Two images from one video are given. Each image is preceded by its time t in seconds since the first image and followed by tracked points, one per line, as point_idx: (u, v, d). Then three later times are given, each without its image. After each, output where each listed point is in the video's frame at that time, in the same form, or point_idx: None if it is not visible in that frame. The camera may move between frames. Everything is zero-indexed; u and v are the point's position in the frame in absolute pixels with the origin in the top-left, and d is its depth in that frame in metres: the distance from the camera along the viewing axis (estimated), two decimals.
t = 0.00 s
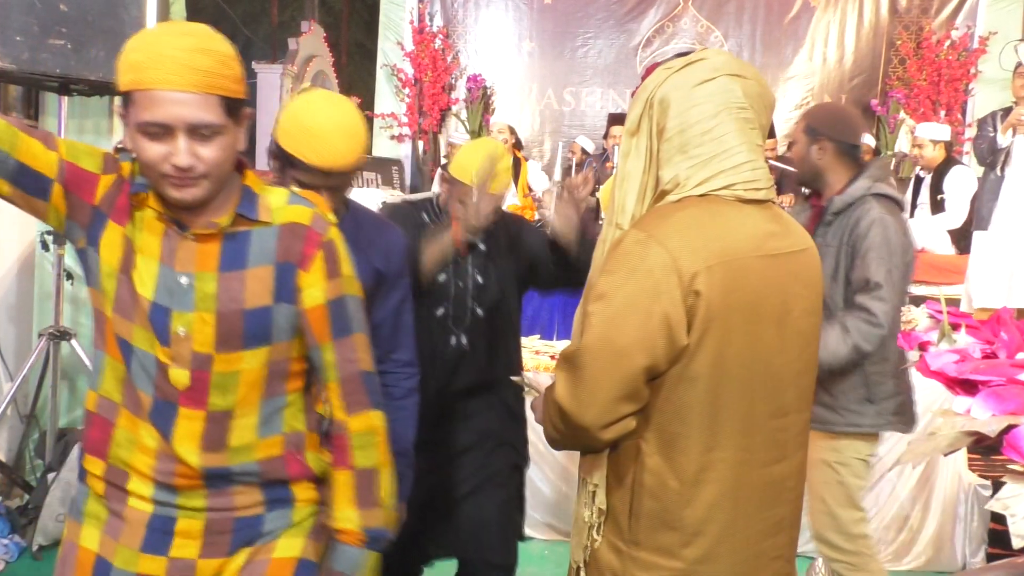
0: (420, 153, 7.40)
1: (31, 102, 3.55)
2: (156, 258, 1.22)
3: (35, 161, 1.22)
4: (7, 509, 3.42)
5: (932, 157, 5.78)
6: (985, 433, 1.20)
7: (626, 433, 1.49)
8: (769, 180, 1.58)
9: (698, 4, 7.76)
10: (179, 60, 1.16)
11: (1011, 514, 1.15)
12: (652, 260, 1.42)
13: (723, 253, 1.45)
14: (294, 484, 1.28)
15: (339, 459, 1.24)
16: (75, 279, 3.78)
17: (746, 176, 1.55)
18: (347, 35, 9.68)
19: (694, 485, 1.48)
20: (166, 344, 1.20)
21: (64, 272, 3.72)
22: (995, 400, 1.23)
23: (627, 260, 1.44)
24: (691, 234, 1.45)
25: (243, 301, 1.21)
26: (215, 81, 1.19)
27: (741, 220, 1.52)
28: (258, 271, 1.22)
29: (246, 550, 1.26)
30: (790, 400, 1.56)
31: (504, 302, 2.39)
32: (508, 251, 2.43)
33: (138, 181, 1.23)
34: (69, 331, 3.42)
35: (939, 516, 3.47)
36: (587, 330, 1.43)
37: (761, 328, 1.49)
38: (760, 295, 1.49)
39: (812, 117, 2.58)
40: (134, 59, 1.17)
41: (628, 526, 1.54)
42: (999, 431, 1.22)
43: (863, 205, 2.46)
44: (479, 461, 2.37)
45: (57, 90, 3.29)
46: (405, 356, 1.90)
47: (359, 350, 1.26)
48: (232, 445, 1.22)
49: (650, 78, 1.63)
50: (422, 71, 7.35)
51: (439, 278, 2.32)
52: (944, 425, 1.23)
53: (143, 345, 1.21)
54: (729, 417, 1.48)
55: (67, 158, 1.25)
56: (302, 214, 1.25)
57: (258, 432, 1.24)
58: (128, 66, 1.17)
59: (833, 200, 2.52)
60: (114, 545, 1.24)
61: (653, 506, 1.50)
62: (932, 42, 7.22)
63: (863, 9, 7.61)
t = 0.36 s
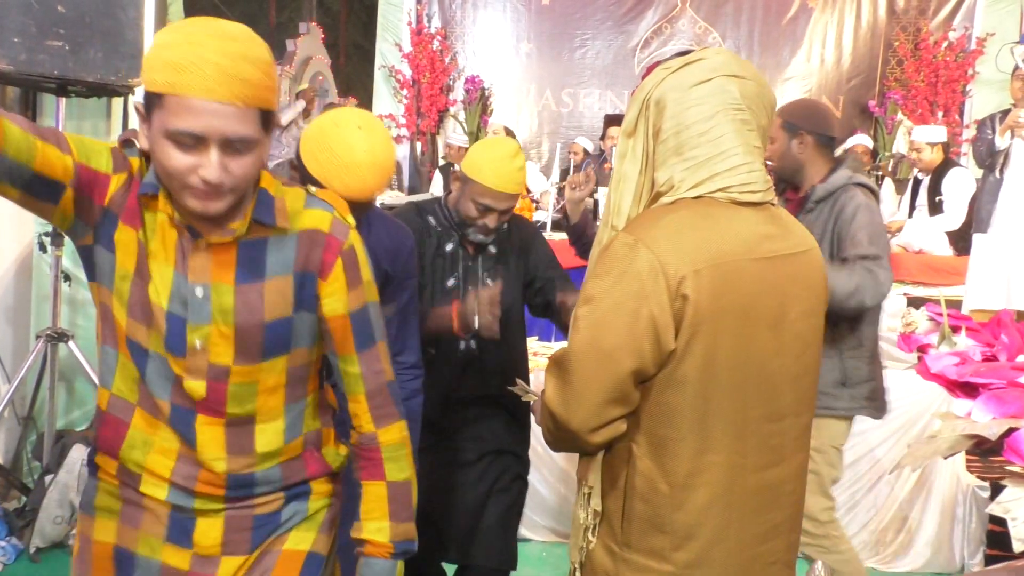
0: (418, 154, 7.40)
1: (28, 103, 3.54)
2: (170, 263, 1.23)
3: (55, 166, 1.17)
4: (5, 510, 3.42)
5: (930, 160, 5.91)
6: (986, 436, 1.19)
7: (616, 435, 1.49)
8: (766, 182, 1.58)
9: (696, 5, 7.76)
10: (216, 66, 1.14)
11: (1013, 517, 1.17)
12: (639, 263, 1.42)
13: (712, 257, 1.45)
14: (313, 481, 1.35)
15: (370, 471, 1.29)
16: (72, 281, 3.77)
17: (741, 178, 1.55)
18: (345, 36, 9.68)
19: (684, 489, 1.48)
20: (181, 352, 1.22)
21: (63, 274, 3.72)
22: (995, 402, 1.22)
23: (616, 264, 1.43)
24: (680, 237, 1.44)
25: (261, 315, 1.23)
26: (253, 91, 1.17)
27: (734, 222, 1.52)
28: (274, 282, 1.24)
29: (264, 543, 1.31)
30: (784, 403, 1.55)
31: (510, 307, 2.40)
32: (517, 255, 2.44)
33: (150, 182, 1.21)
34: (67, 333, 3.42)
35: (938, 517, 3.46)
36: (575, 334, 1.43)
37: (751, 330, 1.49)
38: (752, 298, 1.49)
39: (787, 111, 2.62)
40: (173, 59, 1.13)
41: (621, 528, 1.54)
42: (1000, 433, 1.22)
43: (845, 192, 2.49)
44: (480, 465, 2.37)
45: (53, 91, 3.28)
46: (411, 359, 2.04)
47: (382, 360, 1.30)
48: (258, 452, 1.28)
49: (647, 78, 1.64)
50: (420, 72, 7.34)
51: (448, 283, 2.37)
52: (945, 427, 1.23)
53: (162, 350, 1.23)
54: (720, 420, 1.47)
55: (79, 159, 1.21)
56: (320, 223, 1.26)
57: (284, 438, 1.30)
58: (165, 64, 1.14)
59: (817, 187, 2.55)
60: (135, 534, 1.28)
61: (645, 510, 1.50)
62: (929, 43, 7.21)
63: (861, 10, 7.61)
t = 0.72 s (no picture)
0: (414, 156, 7.41)
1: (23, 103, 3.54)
2: (187, 338, 1.14)
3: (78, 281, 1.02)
4: None
5: (926, 163, 5.94)
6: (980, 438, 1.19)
7: (607, 438, 1.52)
8: (761, 185, 1.57)
9: (692, 8, 7.77)
10: (264, 156, 1.00)
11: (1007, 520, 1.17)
12: (628, 266, 1.43)
13: (703, 260, 1.44)
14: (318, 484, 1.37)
15: (368, 494, 1.32)
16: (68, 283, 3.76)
17: (737, 179, 1.54)
18: (342, 38, 9.69)
19: (675, 493, 1.47)
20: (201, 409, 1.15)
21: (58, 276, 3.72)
22: (991, 405, 1.22)
23: (606, 267, 1.45)
24: (671, 240, 1.44)
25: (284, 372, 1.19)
26: (296, 185, 1.04)
27: (728, 226, 1.51)
28: (297, 348, 1.19)
29: (280, 554, 1.30)
30: (779, 407, 1.54)
31: (509, 312, 2.40)
32: (520, 259, 2.43)
33: (172, 257, 1.09)
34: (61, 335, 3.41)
35: (933, 519, 3.45)
36: (565, 336, 1.46)
37: (745, 334, 1.48)
38: (745, 302, 1.48)
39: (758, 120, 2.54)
40: (219, 147, 1.00)
41: (614, 531, 1.56)
42: (996, 436, 1.21)
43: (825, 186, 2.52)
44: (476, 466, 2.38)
45: (49, 92, 3.27)
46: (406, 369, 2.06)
47: (397, 404, 1.33)
48: (271, 482, 1.27)
49: (646, 79, 1.65)
50: (416, 75, 7.35)
51: (452, 285, 2.32)
52: (941, 430, 1.22)
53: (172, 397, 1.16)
54: (712, 425, 1.47)
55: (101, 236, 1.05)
56: (347, 286, 1.23)
57: (294, 465, 1.30)
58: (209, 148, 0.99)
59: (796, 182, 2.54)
60: (146, 547, 1.24)
61: (636, 512, 1.50)
62: (925, 46, 7.22)
63: (858, 12, 7.62)
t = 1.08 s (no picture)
0: (410, 156, 7.42)
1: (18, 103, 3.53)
2: (219, 435, 1.10)
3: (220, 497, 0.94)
4: None
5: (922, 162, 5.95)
6: (974, 437, 1.20)
7: (600, 438, 1.53)
8: (757, 184, 1.56)
9: (688, 7, 7.78)
10: (327, 306, 0.88)
11: (1001, 520, 1.18)
12: (620, 266, 1.44)
13: (696, 260, 1.44)
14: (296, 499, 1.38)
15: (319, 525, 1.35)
16: (64, 282, 3.75)
17: (732, 178, 1.53)
18: (338, 37, 9.70)
19: (667, 492, 1.48)
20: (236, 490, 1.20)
21: (54, 275, 3.70)
22: (984, 404, 1.23)
23: (599, 267, 1.46)
24: (663, 239, 1.45)
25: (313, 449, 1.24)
26: (355, 327, 0.91)
27: (722, 226, 1.51)
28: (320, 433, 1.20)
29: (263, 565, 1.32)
30: (774, 409, 1.53)
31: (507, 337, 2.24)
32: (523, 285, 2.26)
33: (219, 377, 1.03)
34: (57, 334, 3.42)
35: (929, 517, 3.44)
36: (557, 335, 1.47)
37: (738, 334, 1.47)
38: (738, 302, 1.47)
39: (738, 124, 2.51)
40: (279, 299, 0.88)
41: (609, 531, 1.56)
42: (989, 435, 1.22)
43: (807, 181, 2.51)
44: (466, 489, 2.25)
45: (44, 92, 3.26)
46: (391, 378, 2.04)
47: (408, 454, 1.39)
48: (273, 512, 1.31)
49: (643, 78, 1.65)
50: (413, 74, 7.35)
51: (453, 309, 2.15)
52: (935, 429, 1.23)
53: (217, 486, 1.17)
54: (705, 426, 1.47)
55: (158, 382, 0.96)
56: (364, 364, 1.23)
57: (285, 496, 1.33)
58: (262, 303, 0.88)
59: (780, 187, 2.53)
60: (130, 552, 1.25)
61: (630, 512, 1.51)
62: (922, 46, 7.21)
63: (854, 11, 7.62)
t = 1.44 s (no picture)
0: (408, 155, 7.43)
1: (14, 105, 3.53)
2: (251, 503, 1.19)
3: None
4: None
5: (920, 161, 5.96)
6: (969, 436, 1.20)
7: (596, 437, 1.53)
8: (753, 183, 1.57)
9: (685, 6, 7.78)
10: (368, 407, 0.97)
11: (995, 518, 1.18)
12: (615, 265, 1.44)
13: (691, 260, 1.45)
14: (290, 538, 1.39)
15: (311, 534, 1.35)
16: (61, 283, 3.76)
17: (727, 177, 1.54)
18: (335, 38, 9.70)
19: (663, 492, 1.48)
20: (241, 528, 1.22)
21: (52, 276, 3.70)
22: (978, 403, 1.24)
23: (594, 266, 1.47)
24: (658, 239, 1.45)
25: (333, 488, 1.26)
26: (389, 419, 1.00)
27: (718, 225, 1.51)
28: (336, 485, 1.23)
29: None
30: (771, 410, 1.53)
31: (500, 359, 2.18)
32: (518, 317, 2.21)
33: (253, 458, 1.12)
34: (56, 335, 3.42)
35: (927, 515, 3.45)
36: (553, 335, 1.47)
37: (734, 334, 1.47)
38: (732, 302, 1.47)
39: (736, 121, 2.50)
40: (321, 397, 0.96)
41: (606, 531, 1.57)
42: (984, 433, 1.22)
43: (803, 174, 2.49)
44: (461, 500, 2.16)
45: (41, 93, 3.25)
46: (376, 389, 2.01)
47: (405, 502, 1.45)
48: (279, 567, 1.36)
49: (641, 77, 1.66)
50: (410, 74, 7.29)
51: (449, 332, 2.09)
52: (929, 428, 1.24)
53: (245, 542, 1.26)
54: (701, 426, 1.47)
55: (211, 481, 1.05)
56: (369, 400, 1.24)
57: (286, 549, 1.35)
58: (302, 398, 0.97)
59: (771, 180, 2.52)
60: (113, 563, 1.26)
61: (626, 511, 1.52)
62: (918, 44, 7.22)
63: (851, 10, 7.62)
